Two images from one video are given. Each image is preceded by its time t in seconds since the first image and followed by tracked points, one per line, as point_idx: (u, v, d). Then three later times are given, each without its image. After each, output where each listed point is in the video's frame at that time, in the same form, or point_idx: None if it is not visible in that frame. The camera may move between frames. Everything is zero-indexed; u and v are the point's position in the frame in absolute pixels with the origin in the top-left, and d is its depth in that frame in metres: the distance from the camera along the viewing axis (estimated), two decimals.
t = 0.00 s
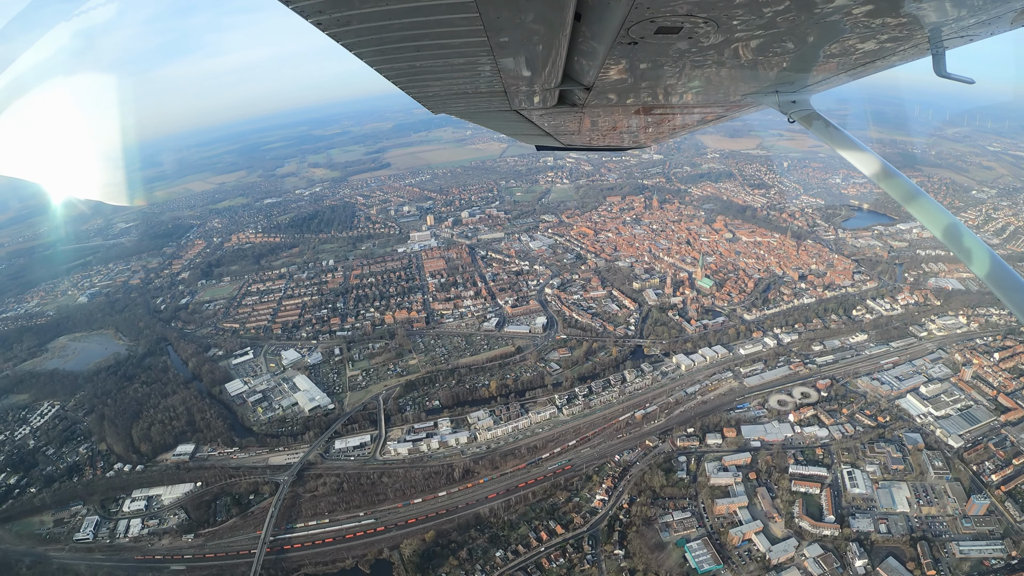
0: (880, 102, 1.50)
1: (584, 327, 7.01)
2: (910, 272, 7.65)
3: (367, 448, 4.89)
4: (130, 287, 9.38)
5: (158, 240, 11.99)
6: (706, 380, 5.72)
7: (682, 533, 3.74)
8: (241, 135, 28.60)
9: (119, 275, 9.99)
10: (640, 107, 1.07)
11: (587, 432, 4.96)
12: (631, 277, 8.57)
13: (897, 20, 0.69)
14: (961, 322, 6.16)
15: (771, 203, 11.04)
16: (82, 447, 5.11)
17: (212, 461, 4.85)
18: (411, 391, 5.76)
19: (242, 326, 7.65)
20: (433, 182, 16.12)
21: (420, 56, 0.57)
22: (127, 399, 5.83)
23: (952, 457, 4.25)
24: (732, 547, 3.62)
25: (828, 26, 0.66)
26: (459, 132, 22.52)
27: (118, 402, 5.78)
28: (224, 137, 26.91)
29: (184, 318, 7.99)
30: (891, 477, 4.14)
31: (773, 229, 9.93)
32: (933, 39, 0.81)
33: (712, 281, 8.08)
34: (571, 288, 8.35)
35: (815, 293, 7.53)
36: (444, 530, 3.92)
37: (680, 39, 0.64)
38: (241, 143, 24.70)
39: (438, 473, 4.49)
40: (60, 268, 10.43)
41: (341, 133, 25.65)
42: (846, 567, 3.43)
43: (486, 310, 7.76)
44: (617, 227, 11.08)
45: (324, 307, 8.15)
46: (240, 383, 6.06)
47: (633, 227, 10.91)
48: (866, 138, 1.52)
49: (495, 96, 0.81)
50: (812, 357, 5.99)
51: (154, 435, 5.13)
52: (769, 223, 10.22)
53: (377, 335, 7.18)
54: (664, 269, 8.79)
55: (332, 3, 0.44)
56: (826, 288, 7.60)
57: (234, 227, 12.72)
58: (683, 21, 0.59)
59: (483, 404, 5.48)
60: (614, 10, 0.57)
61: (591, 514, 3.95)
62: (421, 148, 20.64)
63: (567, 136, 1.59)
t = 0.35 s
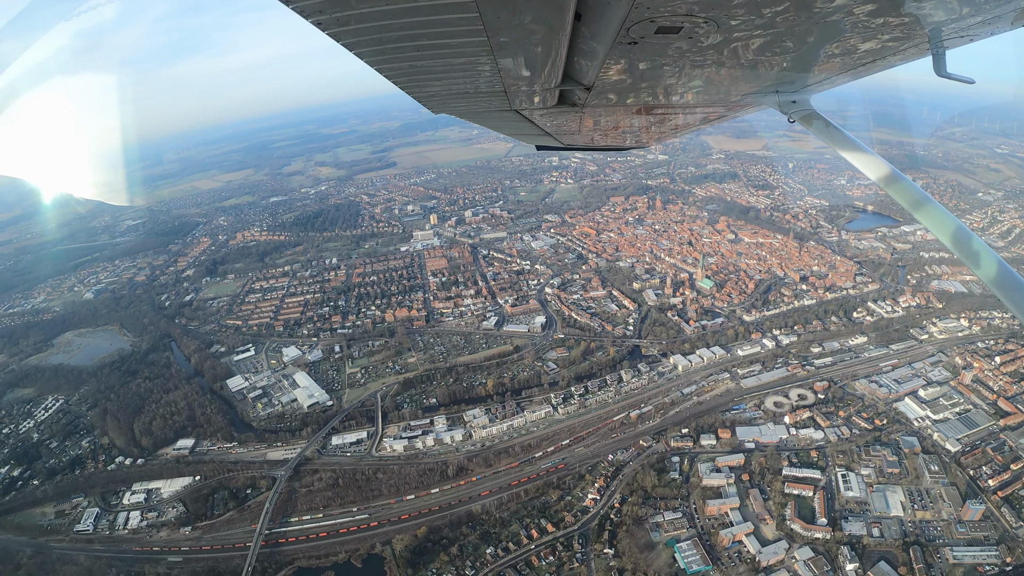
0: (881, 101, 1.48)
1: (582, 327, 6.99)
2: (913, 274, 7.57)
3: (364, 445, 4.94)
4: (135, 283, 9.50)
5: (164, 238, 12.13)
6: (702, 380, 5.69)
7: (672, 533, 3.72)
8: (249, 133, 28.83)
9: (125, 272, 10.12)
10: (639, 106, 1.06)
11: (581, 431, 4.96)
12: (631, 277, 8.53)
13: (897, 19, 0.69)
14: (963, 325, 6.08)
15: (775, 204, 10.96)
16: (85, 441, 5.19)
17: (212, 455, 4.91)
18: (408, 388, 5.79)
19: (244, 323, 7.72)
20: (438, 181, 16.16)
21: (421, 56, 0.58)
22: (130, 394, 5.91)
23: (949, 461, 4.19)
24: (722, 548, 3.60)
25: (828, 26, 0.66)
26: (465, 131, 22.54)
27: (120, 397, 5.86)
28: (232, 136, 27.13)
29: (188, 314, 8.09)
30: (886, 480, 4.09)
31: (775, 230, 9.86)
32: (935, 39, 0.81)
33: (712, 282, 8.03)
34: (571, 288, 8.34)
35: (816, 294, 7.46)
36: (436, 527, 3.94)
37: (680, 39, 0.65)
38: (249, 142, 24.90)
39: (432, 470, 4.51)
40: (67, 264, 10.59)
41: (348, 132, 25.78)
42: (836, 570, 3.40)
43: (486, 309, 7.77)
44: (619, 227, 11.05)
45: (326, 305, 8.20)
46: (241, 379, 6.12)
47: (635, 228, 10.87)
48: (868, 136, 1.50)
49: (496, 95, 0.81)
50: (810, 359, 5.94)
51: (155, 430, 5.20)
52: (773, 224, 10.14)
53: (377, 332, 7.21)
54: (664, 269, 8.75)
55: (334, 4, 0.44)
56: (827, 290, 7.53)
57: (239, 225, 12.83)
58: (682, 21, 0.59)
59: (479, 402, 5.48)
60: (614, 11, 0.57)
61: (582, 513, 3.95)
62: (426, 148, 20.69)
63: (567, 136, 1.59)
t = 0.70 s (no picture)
0: (880, 102, 1.47)
1: (580, 326, 6.99)
2: (915, 277, 7.50)
3: (360, 440, 4.97)
4: (140, 279, 9.61)
5: (170, 234, 12.26)
6: (698, 381, 5.66)
7: (661, 533, 3.71)
8: (256, 131, 29.02)
9: (130, 268, 10.25)
10: (639, 106, 1.06)
11: (575, 429, 4.96)
12: (631, 277, 8.51)
13: (899, 18, 0.68)
14: (964, 328, 6.01)
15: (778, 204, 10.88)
16: (87, 434, 5.27)
17: (210, 449, 4.97)
18: (406, 385, 5.82)
19: (246, 320, 7.79)
20: (442, 180, 16.19)
21: (422, 57, 0.57)
22: (132, 388, 5.99)
23: (946, 464, 4.15)
24: (711, 549, 3.58)
25: (829, 25, 0.65)
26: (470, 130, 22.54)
27: (123, 391, 5.94)
28: (239, 134, 27.34)
29: (191, 310, 8.17)
30: (880, 483, 4.06)
31: (778, 230, 9.79)
32: (936, 39, 0.80)
33: (712, 282, 7.98)
34: (570, 287, 8.32)
35: (816, 295, 7.40)
36: (428, 522, 3.95)
37: (679, 39, 0.64)
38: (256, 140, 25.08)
39: (426, 466, 4.54)
40: (73, 260, 10.73)
41: (354, 130, 25.88)
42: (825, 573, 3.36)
43: (485, 307, 7.78)
44: (621, 227, 11.02)
45: (327, 303, 8.25)
46: (241, 374, 6.19)
47: (637, 227, 10.83)
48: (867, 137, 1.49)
49: (497, 96, 0.80)
50: (808, 360, 5.90)
51: (155, 424, 5.27)
52: (776, 225, 10.07)
53: (377, 330, 7.25)
54: (664, 269, 8.72)
55: (334, 4, 0.43)
56: (828, 291, 7.46)
57: (244, 223, 12.94)
58: (682, 21, 0.58)
59: (474, 399, 5.50)
60: (614, 11, 0.57)
61: (573, 511, 3.95)
62: (432, 146, 20.73)
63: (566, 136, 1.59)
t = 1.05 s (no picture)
0: (879, 102, 1.46)
1: (578, 325, 6.98)
2: (917, 278, 7.42)
3: (356, 436, 5.00)
4: (144, 275, 9.73)
5: (175, 230, 12.38)
6: (694, 381, 5.63)
7: (651, 532, 3.71)
8: (262, 128, 29.22)
9: (135, 264, 10.37)
10: (638, 106, 1.05)
11: (569, 427, 4.95)
12: (631, 276, 8.48)
13: (899, 18, 0.67)
14: (965, 330, 5.93)
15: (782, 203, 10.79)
16: (90, 427, 5.35)
17: (209, 443, 5.02)
18: (403, 382, 5.85)
19: (248, 316, 7.86)
20: (446, 178, 16.21)
21: (422, 57, 0.56)
22: (133, 382, 6.06)
23: (942, 467, 4.10)
24: (700, 548, 3.56)
25: (830, 25, 0.65)
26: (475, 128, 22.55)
27: (125, 385, 6.02)
28: (247, 131, 27.53)
29: (194, 306, 8.26)
30: (874, 486, 4.02)
31: (780, 230, 9.72)
32: (937, 40, 0.79)
33: (711, 282, 7.93)
34: (570, 286, 8.31)
35: (816, 296, 7.34)
36: (420, 517, 3.97)
37: (679, 38, 0.63)
38: (263, 137, 25.23)
39: (420, 462, 4.56)
40: (79, 256, 10.89)
41: (361, 127, 25.98)
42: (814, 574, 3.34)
43: (484, 305, 7.79)
44: (623, 226, 10.98)
45: (328, 299, 8.30)
46: (241, 370, 6.24)
47: (639, 227, 10.79)
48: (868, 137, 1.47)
49: (497, 96, 0.79)
50: (805, 361, 5.85)
51: (156, 417, 5.33)
52: (778, 225, 10.00)
53: (377, 326, 7.28)
54: (665, 269, 8.69)
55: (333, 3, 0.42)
56: (828, 292, 7.40)
57: (248, 220, 13.04)
58: (683, 21, 0.57)
59: (470, 396, 5.51)
60: (614, 11, 0.56)
61: (564, 508, 3.96)
62: (437, 144, 20.77)
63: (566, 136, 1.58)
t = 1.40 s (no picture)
0: (878, 102, 1.45)
1: (577, 325, 6.97)
2: (919, 280, 7.32)
3: (352, 431, 5.04)
4: (149, 271, 9.84)
5: (181, 227, 12.51)
6: (690, 381, 5.61)
7: (640, 531, 3.70)
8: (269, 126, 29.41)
9: (140, 261, 10.50)
10: (637, 106, 1.05)
11: (563, 426, 4.95)
12: (631, 276, 8.45)
13: (898, 18, 0.67)
14: (965, 333, 5.85)
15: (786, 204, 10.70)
16: (92, 420, 5.43)
17: (208, 437, 5.07)
18: (401, 379, 5.88)
19: (251, 313, 7.94)
20: (451, 177, 16.24)
21: (422, 57, 0.56)
22: (136, 377, 6.14)
23: (938, 471, 4.06)
24: (688, 548, 3.55)
25: (831, 25, 0.64)
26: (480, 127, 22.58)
27: (127, 379, 6.10)
28: (254, 130, 27.75)
29: (198, 302, 8.34)
30: (867, 489, 3.99)
31: (782, 231, 9.65)
32: (935, 40, 0.78)
33: (711, 282, 7.89)
34: (569, 285, 8.30)
35: (816, 297, 7.29)
36: (412, 513, 4.00)
37: (679, 38, 0.63)
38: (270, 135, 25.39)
39: (414, 458, 4.59)
40: (85, 252, 11.03)
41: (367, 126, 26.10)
42: None
43: (483, 304, 7.80)
44: (625, 225, 10.94)
45: (330, 296, 8.35)
46: (242, 365, 6.30)
47: (641, 227, 10.75)
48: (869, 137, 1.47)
49: (498, 96, 0.79)
50: (802, 362, 5.81)
51: (158, 411, 5.40)
52: (780, 225, 9.93)
53: (377, 323, 7.31)
54: (665, 269, 8.65)
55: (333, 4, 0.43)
56: (828, 293, 7.34)
57: (253, 217, 13.15)
58: (683, 21, 0.57)
59: (466, 394, 5.53)
60: (614, 11, 0.56)
61: (555, 506, 3.96)
62: (442, 143, 20.81)
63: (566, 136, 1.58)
